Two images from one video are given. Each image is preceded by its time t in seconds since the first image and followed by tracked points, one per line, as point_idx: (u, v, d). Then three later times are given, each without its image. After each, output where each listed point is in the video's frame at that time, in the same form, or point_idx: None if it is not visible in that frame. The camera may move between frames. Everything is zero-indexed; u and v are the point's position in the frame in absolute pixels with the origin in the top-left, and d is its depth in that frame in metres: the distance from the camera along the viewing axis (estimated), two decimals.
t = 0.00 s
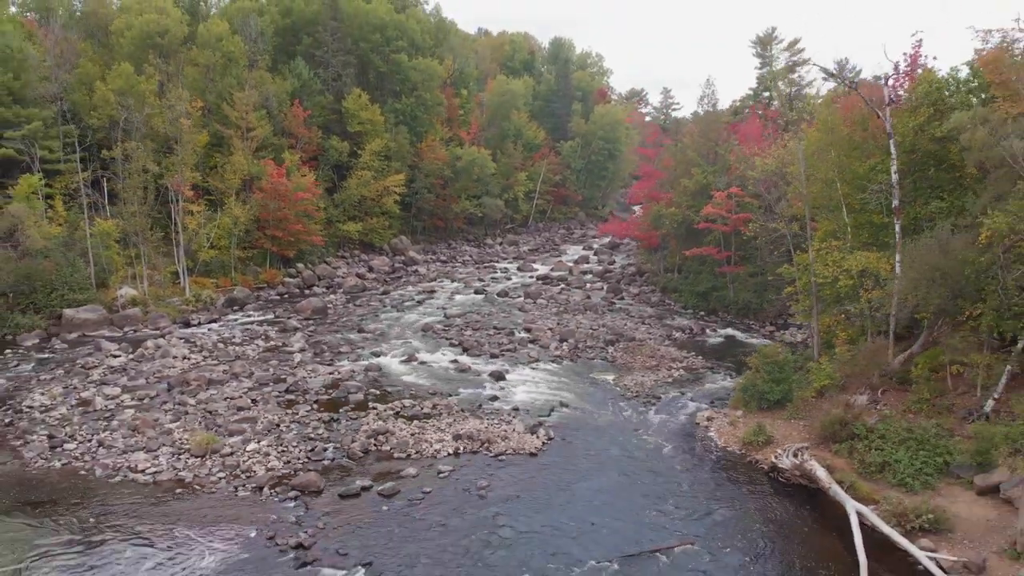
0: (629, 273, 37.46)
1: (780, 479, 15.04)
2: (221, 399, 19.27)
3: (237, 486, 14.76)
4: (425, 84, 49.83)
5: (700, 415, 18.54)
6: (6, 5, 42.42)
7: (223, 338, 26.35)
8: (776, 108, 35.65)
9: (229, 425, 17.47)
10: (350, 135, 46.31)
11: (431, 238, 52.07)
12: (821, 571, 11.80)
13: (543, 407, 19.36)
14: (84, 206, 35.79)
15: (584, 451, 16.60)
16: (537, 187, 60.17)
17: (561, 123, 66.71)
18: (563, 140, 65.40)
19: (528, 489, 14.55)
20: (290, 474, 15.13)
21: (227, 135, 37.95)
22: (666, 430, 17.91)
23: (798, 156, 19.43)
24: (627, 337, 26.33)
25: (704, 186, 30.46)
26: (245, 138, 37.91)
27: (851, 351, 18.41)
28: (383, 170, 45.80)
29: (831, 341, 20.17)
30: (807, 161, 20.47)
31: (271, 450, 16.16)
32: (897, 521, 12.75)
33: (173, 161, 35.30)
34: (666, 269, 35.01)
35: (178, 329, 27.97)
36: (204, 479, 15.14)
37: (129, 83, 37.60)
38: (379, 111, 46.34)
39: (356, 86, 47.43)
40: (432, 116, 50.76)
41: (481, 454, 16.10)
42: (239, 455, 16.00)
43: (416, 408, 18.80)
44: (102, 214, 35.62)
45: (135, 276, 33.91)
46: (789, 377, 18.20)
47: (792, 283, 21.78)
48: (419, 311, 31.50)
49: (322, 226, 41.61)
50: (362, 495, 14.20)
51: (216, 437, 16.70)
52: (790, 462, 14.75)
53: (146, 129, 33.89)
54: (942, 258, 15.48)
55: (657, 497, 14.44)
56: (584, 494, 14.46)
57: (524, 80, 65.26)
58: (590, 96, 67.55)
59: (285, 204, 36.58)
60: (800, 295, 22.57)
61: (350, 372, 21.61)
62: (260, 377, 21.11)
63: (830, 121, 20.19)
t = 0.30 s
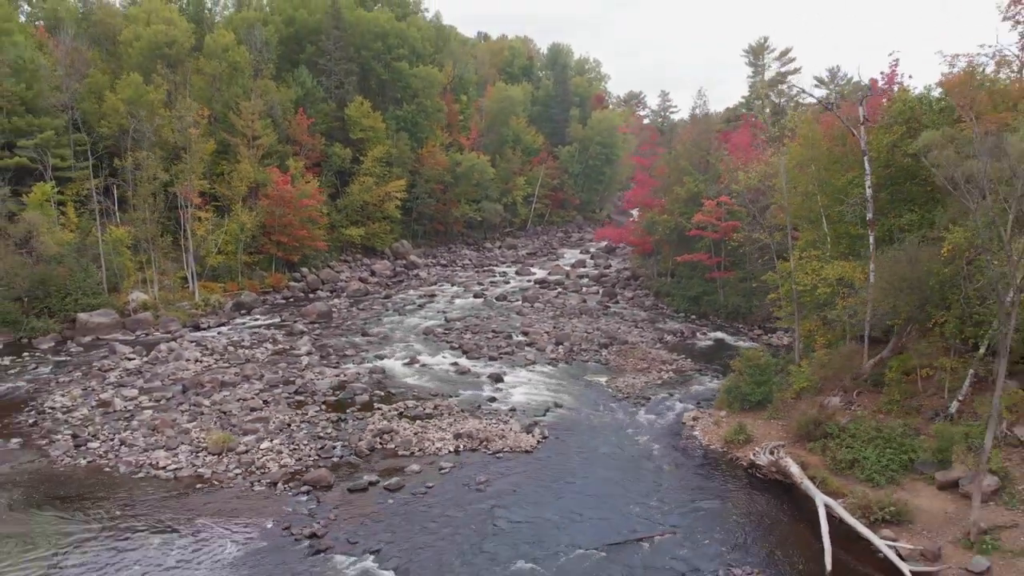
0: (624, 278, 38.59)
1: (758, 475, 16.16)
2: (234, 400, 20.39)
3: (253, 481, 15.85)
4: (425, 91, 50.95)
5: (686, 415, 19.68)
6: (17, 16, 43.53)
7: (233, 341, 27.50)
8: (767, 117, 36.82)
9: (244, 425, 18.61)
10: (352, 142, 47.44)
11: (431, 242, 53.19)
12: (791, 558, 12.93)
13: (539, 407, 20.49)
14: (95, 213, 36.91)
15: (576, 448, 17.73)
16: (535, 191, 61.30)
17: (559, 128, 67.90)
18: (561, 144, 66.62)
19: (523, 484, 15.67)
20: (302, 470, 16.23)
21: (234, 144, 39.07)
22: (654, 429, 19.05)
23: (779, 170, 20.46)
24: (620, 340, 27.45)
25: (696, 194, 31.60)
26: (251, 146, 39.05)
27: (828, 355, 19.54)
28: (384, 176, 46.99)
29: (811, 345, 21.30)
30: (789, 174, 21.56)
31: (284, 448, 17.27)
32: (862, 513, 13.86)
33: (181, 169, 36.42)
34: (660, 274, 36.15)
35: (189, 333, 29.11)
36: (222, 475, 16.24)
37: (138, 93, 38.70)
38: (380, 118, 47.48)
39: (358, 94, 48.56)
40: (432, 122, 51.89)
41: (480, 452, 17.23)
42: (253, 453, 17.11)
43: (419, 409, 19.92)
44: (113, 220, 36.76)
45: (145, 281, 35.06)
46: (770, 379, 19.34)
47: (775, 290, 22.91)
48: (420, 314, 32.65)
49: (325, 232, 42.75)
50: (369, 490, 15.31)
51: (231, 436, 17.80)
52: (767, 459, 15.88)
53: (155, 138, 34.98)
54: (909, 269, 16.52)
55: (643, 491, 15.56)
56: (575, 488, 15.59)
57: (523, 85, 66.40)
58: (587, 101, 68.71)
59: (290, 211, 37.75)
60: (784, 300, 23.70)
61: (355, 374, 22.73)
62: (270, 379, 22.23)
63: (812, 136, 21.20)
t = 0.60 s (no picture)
0: (619, 281, 39.75)
1: (738, 471, 17.29)
2: (246, 401, 21.55)
3: (266, 477, 16.97)
4: (426, 98, 52.15)
5: (674, 415, 20.82)
6: (27, 26, 44.61)
7: (242, 344, 28.66)
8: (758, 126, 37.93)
9: (256, 425, 19.76)
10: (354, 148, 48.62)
11: (432, 245, 54.33)
12: (765, 547, 14.05)
13: (535, 408, 21.62)
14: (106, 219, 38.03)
15: (570, 446, 18.86)
16: (534, 196, 62.46)
17: (557, 132, 69.09)
18: (559, 149, 67.78)
19: (520, 479, 16.80)
20: (312, 467, 17.36)
21: (240, 151, 40.23)
22: (643, 428, 20.21)
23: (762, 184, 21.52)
24: (613, 343, 28.59)
25: (687, 202, 32.75)
26: (256, 154, 40.21)
27: (808, 358, 20.69)
28: (386, 182, 48.17)
29: (793, 348, 22.45)
30: (772, 186, 22.71)
31: (294, 446, 18.40)
32: (832, 506, 14.98)
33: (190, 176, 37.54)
34: (654, 278, 37.28)
35: (199, 336, 30.27)
36: (237, 471, 17.37)
37: (147, 102, 39.81)
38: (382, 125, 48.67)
39: (360, 101, 49.71)
40: (432, 129, 53.05)
41: (479, 450, 18.35)
42: (266, 450, 18.25)
43: (421, 409, 21.07)
44: (123, 226, 37.87)
45: (155, 285, 36.21)
46: (752, 380, 20.49)
47: (760, 295, 24.06)
48: (422, 318, 33.81)
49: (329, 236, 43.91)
50: (376, 485, 16.41)
51: (244, 435, 18.94)
52: (746, 456, 17.03)
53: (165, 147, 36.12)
54: (880, 278, 17.65)
55: (631, 486, 16.70)
56: (567, 483, 16.70)
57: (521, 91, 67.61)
58: (585, 107, 69.98)
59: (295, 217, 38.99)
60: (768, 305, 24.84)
61: (360, 376, 23.87)
62: (279, 381, 23.37)
63: (794, 150, 22.31)
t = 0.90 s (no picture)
0: (615, 285, 40.87)
1: (721, 467, 18.42)
2: (257, 402, 22.69)
3: (278, 473, 18.09)
4: (426, 105, 53.32)
5: (663, 415, 21.96)
6: (38, 35, 45.68)
7: (250, 347, 29.81)
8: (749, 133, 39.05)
9: (268, 424, 20.89)
10: (357, 154, 49.78)
11: (432, 249, 55.46)
12: (743, 537, 15.18)
13: (531, 408, 22.75)
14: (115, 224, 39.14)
15: (563, 444, 20.01)
16: (532, 200, 63.62)
17: (555, 137, 70.24)
18: (557, 154, 68.96)
19: (516, 475, 17.93)
20: (321, 463, 18.47)
21: (246, 158, 41.35)
22: (633, 427, 21.35)
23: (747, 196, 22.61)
24: (607, 345, 29.72)
25: (680, 208, 33.88)
26: (262, 161, 41.35)
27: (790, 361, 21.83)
28: (387, 187, 49.31)
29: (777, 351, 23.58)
30: (757, 197, 23.84)
31: (304, 444, 19.52)
32: (807, 500, 16.10)
33: (198, 183, 38.67)
34: (648, 281, 38.40)
35: (208, 339, 31.41)
36: (251, 467, 18.49)
37: (155, 110, 40.91)
38: (384, 131, 49.85)
39: (362, 108, 50.89)
40: (433, 134, 54.20)
41: (478, 448, 19.48)
42: (277, 448, 19.38)
43: (423, 409, 22.20)
44: (132, 231, 38.98)
45: (164, 289, 37.35)
46: (737, 382, 21.62)
47: (747, 300, 25.18)
48: (423, 321, 34.94)
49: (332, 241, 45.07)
50: (381, 480, 17.53)
51: (256, 434, 20.08)
52: (728, 453, 18.19)
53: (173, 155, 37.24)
54: (854, 287, 18.78)
55: (620, 481, 17.84)
56: (561, 478, 17.85)
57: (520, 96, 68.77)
58: (583, 111, 71.19)
59: (300, 222, 40.18)
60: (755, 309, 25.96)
61: (365, 378, 25.01)
62: (288, 383, 24.51)
63: (779, 163, 23.40)
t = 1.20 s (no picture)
0: (610, 288, 42.00)
1: (706, 464, 19.57)
2: (266, 402, 23.83)
3: (289, 470, 19.19)
4: (426, 111, 54.49)
5: (653, 416, 23.09)
6: (48, 44, 46.81)
7: (258, 349, 30.97)
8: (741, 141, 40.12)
9: (278, 424, 22.02)
10: (359, 159, 50.94)
11: (433, 252, 56.57)
12: (724, 528, 16.31)
13: (528, 408, 23.86)
14: (125, 230, 40.26)
15: (558, 442, 21.12)
16: (531, 203, 64.76)
17: (553, 141, 71.40)
18: (555, 158, 70.10)
19: (513, 471, 19.05)
20: (329, 461, 19.57)
21: (251, 165, 42.46)
22: (625, 426, 22.47)
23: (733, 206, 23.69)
24: (602, 348, 30.83)
25: (672, 215, 35.00)
26: (267, 167, 42.49)
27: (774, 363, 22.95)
28: (388, 192, 50.43)
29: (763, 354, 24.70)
30: (743, 206, 25.00)
31: (312, 443, 20.63)
32: (784, 494, 17.23)
33: (205, 190, 39.79)
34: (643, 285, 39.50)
35: (216, 342, 32.57)
36: (263, 464, 19.60)
37: (162, 118, 42.01)
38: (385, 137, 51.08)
39: (364, 114, 52.06)
40: (433, 140, 55.35)
41: (477, 446, 20.59)
42: (287, 446, 20.49)
43: (425, 409, 23.31)
44: (141, 237, 40.11)
45: (172, 293, 38.49)
46: (723, 383, 22.74)
47: (735, 305, 26.30)
48: (424, 324, 36.06)
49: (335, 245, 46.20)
50: (386, 476, 18.63)
51: (267, 433, 21.20)
52: (712, 450, 19.34)
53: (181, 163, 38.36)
54: (831, 294, 19.91)
55: (611, 477, 18.96)
56: (555, 474, 18.97)
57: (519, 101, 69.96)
58: (581, 116, 72.40)
59: (304, 227, 41.40)
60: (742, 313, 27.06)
61: (369, 379, 26.14)
62: (295, 384, 25.64)
63: (764, 174, 24.53)
